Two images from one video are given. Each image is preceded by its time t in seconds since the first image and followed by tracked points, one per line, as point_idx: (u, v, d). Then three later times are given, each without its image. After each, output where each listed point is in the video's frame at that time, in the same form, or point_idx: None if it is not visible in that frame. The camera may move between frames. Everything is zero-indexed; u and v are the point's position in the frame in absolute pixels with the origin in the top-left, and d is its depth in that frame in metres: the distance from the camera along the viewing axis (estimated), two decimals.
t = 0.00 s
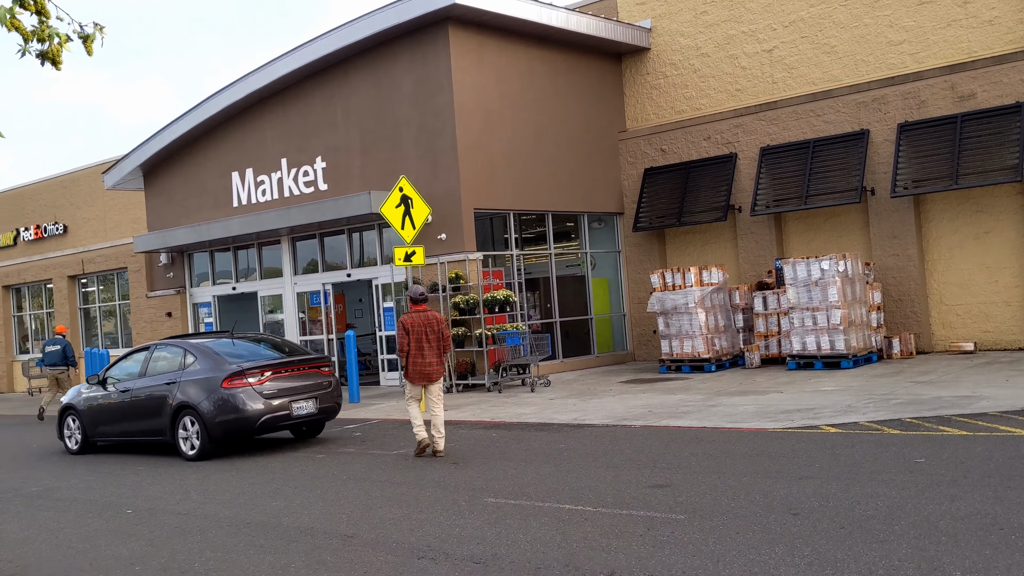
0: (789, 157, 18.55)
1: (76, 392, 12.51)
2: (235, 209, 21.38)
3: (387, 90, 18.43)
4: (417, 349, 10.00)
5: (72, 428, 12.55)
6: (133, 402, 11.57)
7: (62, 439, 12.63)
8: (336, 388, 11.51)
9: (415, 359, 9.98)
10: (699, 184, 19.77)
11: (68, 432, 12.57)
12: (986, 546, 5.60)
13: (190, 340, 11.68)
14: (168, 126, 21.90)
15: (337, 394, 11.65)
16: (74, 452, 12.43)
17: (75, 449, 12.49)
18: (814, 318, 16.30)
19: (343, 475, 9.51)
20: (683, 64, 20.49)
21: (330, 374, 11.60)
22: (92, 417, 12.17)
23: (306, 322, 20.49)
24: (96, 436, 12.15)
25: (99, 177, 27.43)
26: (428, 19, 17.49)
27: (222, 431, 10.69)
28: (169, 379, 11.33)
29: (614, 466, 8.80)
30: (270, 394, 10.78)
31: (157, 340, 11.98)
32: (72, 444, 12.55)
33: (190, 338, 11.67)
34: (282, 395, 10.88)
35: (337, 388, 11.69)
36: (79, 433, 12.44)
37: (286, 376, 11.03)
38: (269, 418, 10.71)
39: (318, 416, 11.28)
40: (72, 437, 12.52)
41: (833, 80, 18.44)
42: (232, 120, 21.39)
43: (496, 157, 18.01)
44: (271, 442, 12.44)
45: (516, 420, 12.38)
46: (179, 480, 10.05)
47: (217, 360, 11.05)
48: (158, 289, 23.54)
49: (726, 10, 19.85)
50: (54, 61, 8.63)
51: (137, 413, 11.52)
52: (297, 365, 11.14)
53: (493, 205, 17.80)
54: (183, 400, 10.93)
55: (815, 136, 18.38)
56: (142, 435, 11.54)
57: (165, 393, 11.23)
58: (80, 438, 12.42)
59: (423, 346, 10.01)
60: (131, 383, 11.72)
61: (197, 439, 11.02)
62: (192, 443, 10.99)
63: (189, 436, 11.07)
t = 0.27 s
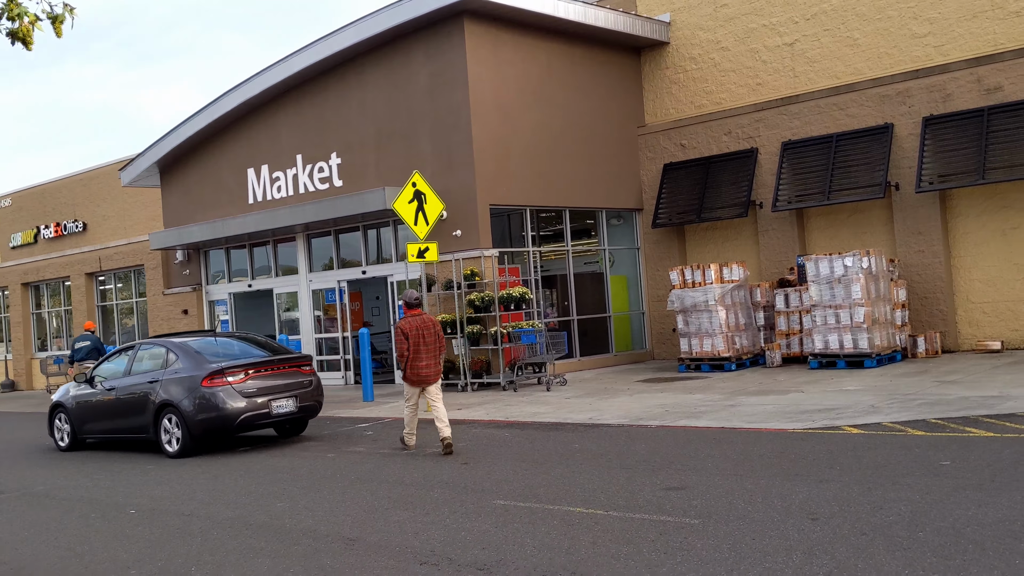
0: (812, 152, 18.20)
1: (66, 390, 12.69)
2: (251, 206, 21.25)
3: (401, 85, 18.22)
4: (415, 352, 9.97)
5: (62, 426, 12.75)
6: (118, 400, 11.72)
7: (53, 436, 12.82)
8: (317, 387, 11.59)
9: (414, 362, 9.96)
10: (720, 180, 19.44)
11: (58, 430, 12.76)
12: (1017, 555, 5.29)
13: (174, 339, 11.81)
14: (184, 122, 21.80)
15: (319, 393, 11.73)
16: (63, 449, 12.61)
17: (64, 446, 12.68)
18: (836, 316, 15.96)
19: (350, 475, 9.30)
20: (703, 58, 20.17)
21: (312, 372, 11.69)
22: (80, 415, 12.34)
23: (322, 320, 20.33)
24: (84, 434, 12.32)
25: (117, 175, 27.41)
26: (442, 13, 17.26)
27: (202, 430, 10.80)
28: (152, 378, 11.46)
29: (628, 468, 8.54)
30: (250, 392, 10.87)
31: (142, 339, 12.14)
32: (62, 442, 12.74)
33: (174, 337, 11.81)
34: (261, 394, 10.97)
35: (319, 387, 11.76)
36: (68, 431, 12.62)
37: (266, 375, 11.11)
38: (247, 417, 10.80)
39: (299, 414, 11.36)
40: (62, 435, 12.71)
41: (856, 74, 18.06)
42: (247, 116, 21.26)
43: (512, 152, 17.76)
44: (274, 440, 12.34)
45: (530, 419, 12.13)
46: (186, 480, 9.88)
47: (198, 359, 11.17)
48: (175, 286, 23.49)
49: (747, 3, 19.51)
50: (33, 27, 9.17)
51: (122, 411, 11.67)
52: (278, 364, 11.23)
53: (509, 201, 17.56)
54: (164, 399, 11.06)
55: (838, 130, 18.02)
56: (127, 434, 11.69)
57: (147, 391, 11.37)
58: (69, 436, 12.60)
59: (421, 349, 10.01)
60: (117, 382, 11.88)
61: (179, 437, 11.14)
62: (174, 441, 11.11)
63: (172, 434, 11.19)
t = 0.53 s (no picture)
0: (830, 148, 17.88)
1: (51, 390, 12.90)
2: (262, 204, 21.12)
3: (413, 82, 18.03)
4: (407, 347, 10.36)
5: (48, 425, 12.97)
6: (100, 401, 11.94)
7: (39, 435, 13.05)
8: (293, 388, 11.82)
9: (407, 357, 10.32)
10: (736, 177, 19.15)
11: (44, 430, 12.99)
12: None
13: (154, 341, 12.03)
14: (197, 120, 21.68)
15: (295, 394, 11.96)
16: (49, 448, 12.84)
17: (50, 444, 12.89)
18: (855, 316, 15.65)
19: (354, 479, 9.11)
20: (719, 53, 19.87)
21: (288, 374, 11.91)
22: (64, 415, 12.56)
23: (334, 318, 20.17)
24: (69, 434, 12.54)
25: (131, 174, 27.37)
26: (454, 8, 17.05)
27: (178, 430, 11.01)
28: (132, 379, 11.68)
29: (637, 473, 8.31)
30: (226, 393, 11.08)
31: (124, 341, 12.35)
32: (48, 441, 12.97)
33: (155, 339, 12.02)
34: (236, 395, 11.17)
35: (296, 388, 11.97)
36: (54, 431, 12.84)
37: (242, 376, 11.32)
38: (223, 418, 11.00)
39: (275, 415, 11.57)
40: (48, 434, 12.93)
41: (875, 69, 17.70)
42: (259, 114, 21.13)
43: (524, 150, 17.53)
44: (274, 440, 12.28)
45: (541, 421, 11.92)
46: (189, 483, 9.73)
47: (176, 361, 11.37)
48: (188, 285, 23.42)
49: None
50: None
51: (104, 412, 11.89)
52: (254, 366, 11.44)
53: (522, 199, 17.33)
54: (142, 400, 11.27)
55: (857, 127, 17.70)
56: (108, 434, 11.90)
57: (127, 392, 11.58)
58: (54, 436, 12.82)
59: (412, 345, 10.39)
60: (99, 383, 12.10)
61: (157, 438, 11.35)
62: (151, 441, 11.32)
63: (150, 434, 11.40)
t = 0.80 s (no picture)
0: (852, 127, 17.49)
1: (39, 371, 13.08)
2: (277, 184, 20.97)
3: (427, 60, 17.78)
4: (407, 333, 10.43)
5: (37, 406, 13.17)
6: (83, 382, 12.10)
7: (28, 415, 13.26)
8: (272, 371, 11.88)
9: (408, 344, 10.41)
10: (756, 157, 18.80)
11: (33, 410, 13.18)
12: None
13: (135, 323, 12.14)
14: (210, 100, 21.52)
15: (274, 377, 12.02)
16: (37, 428, 13.04)
17: (39, 424, 13.11)
18: (875, 299, 15.32)
19: (359, 464, 8.95)
20: (739, 31, 19.47)
21: (267, 357, 11.97)
22: (51, 396, 12.74)
23: (348, 300, 20.02)
24: (56, 414, 12.72)
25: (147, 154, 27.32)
26: None
27: (157, 412, 11.14)
28: (114, 361, 11.81)
29: (646, 459, 8.11)
30: (203, 376, 11.18)
31: (107, 323, 12.48)
32: (37, 421, 13.17)
33: (136, 321, 12.14)
34: (214, 377, 11.27)
35: (275, 370, 12.06)
36: (42, 411, 13.03)
37: (219, 359, 11.42)
38: (199, 399, 11.11)
39: (253, 396, 11.67)
40: (37, 415, 13.13)
41: (899, 45, 17.25)
42: (273, 93, 20.95)
43: (540, 129, 17.26)
44: (280, 424, 12.12)
45: (553, 405, 11.73)
46: (193, 467, 9.61)
47: (155, 343, 11.48)
48: (203, 266, 23.36)
49: None
50: None
51: (87, 393, 12.04)
52: (231, 349, 11.52)
53: (537, 179, 17.08)
54: (122, 381, 11.40)
55: (879, 105, 17.31)
56: (91, 414, 12.07)
57: (108, 374, 11.72)
58: (43, 416, 13.02)
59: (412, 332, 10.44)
60: (83, 364, 12.25)
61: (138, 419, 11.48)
62: (132, 422, 11.46)
63: (131, 415, 11.54)
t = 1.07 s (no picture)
0: (874, 106, 17.07)
1: (25, 354, 13.34)
2: (288, 165, 20.75)
3: (438, 38, 17.47)
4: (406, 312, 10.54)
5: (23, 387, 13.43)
6: (66, 364, 12.35)
7: (15, 396, 13.53)
8: (247, 355, 12.14)
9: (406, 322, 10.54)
10: (775, 136, 18.40)
11: (20, 391, 13.46)
12: None
13: (115, 307, 12.38)
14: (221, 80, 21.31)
15: (249, 360, 12.27)
16: (24, 410, 13.31)
17: (25, 406, 13.40)
18: (897, 283, 14.96)
19: (363, 451, 8.75)
20: (759, 7, 19.04)
21: (242, 341, 12.21)
22: (36, 378, 13.00)
23: (361, 282, 19.81)
24: (41, 396, 12.98)
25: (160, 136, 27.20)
26: None
27: (134, 394, 11.39)
28: (93, 344, 12.05)
29: (656, 449, 7.86)
30: (179, 359, 11.43)
31: (88, 307, 12.72)
32: (24, 403, 13.44)
33: (116, 305, 12.37)
34: (189, 360, 11.50)
35: (251, 353, 12.29)
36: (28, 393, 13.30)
37: (195, 342, 11.65)
38: (175, 381, 11.36)
39: (229, 379, 11.91)
40: (23, 396, 13.40)
41: (923, 22, 16.76)
42: (284, 73, 20.71)
43: (554, 108, 16.93)
44: (287, 410, 11.93)
45: (564, 391, 11.50)
46: (195, 454, 9.43)
47: (133, 327, 11.71)
48: (216, 247, 23.24)
49: None
50: None
51: (69, 375, 12.29)
52: (207, 333, 11.76)
53: (551, 159, 16.78)
54: (100, 364, 11.64)
55: (902, 83, 16.88)
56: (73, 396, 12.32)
57: (88, 357, 11.96)
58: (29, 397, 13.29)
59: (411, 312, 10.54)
60: (65, 347, 12.50)
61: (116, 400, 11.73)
62: (110, 403, 11.70)
63: (110, 397, 11.79)
